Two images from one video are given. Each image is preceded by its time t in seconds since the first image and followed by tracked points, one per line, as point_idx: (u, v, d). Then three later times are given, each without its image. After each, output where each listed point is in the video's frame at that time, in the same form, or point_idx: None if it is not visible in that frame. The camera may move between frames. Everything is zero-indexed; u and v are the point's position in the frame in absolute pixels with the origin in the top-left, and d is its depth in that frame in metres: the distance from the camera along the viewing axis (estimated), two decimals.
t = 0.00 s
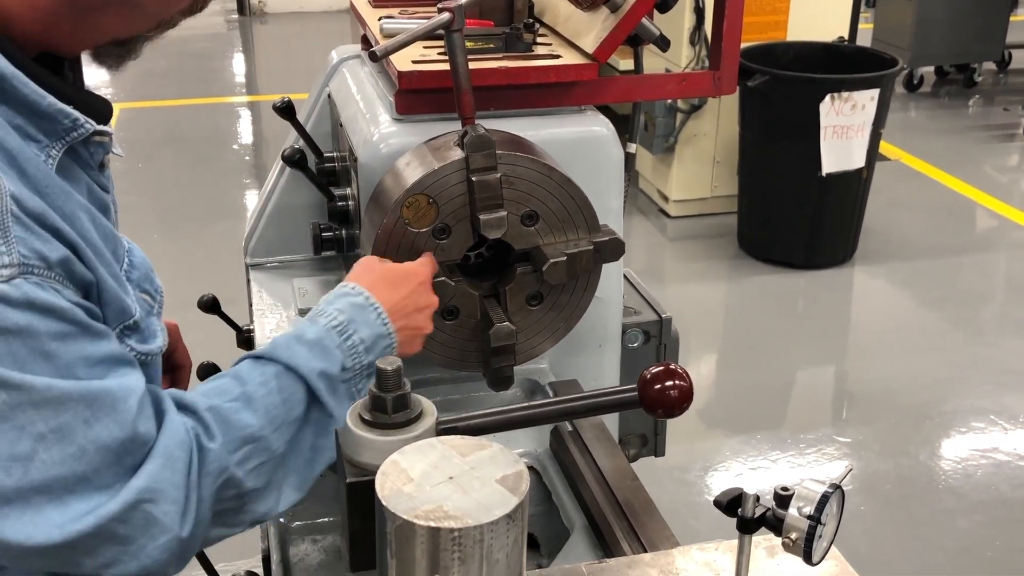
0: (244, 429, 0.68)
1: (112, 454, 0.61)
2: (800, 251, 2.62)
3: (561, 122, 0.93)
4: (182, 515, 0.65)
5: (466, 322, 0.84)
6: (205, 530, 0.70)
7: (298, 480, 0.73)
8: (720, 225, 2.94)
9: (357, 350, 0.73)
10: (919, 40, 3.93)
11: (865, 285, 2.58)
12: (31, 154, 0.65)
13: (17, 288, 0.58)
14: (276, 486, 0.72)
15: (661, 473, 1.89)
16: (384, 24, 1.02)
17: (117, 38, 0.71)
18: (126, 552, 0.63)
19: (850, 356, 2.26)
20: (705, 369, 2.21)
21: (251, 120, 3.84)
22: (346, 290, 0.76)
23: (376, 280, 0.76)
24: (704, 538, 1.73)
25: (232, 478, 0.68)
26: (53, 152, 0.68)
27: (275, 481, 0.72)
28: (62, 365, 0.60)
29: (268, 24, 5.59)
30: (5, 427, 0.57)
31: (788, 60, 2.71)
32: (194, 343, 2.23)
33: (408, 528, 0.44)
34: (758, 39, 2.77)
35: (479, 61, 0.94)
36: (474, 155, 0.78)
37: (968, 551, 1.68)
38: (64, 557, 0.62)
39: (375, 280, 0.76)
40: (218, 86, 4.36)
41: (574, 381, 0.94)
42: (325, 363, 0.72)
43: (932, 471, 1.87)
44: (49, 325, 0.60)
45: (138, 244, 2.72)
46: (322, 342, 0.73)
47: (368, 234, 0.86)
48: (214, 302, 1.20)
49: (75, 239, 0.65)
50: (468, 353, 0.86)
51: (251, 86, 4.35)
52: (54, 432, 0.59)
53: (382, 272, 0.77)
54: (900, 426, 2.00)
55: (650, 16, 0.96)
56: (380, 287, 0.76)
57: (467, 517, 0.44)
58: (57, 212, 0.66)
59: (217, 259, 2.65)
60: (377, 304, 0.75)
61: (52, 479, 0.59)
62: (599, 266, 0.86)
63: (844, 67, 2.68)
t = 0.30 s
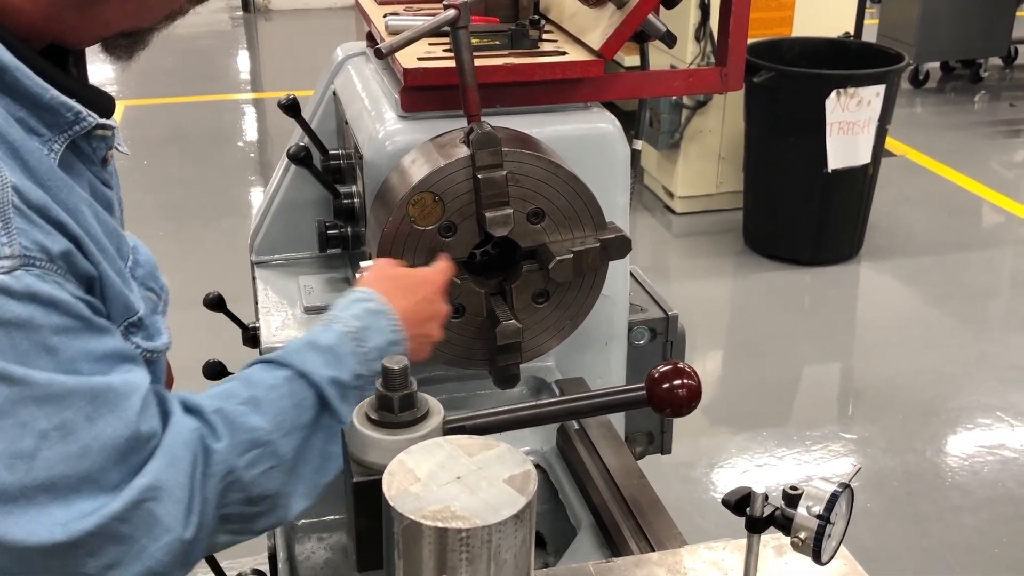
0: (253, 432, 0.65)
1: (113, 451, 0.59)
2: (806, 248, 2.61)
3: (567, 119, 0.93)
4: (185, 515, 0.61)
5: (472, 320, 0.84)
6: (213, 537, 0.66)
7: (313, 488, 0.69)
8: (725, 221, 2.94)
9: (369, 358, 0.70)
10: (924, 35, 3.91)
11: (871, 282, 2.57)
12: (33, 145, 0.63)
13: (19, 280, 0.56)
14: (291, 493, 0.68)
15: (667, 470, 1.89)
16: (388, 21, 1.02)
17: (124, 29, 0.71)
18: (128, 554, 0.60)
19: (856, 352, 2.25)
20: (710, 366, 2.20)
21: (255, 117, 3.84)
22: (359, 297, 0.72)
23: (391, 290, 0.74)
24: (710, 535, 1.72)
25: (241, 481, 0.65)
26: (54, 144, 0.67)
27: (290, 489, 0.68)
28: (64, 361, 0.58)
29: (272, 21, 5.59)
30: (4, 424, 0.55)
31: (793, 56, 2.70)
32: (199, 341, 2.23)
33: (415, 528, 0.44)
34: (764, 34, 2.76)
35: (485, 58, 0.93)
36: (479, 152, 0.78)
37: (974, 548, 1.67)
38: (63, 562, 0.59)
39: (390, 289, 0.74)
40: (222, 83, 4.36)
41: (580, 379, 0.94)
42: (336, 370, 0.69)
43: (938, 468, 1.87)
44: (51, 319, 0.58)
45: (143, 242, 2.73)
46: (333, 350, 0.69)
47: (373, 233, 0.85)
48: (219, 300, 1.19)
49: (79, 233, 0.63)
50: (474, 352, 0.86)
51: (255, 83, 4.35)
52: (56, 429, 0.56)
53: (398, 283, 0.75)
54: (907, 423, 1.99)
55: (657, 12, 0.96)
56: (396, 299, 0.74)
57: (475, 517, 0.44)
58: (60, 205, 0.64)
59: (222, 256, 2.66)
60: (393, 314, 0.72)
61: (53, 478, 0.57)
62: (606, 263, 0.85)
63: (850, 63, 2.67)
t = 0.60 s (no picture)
0: (334, 428, 0.70)
1: (169, 419, 0.63)
2: (811, 247, 2.61)
3: (573, 119, 0.93)
4: (241, 488, 0.66)
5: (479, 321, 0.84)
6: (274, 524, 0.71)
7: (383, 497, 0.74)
8: (730, 220, 2.93)
9: (464, 396, 0.71)
10: (929, 34, 3.91)
11: (877, 281, 2.56)
12: (60, 141, 0.66)
13: (56, 272, 0.60)
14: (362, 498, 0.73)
15: (672, 469, 1.89)
16: (396, 21, 1.02)
17: (134, 30, 0.70)
18: (184, 521, 0.65)
19: (861, 351, 2.24)
20: (715, 365, 2.20)
21: (260, 116, 3.85)
22: (466, 330, 0.74)
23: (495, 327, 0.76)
24: (715, 535, 1.72)
25: (307, 471, 0.70)
26: (75, 141, 0.68)
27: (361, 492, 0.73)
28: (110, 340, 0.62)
29: (277, 20, 5.59)
30: (60, 400, 0.60)
31: (799, 55, 2.69)
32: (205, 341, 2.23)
33: (424, 531, 0.44)
34: (769, 33, 2.76)
35: (492, 58, 0.93)
36: (486, 152, 0.78)
37: (979, 548, 1.67)
38: (118, 525, 0.64)
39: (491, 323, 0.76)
40: (227, 82, 4.36)
41: (586, 380, 0.94)
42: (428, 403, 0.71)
43: (943, 468, 1.86)
44: (91, 304, 0.61)
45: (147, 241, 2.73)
46: (432, 378, 0.71)
47: (380, 233, 0.85)
48: (225, 300, 1.19)
49: (112, 223, 0.66)
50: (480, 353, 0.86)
51: (260, 82, 4.35)
52: (108, 404, 0.61)
53: (499, 318, 0.76)
54: (912, 422, 1.99)
55: (664, 13, 0.95)
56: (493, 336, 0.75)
57: (484, 521, 0.44)
58: (92, 196, 0.66)
59: (227, 256, 2.66)
60: (490, 354, 0.74)
61: (113, 448, 0.61)
62: (612, 264, 0.86)
63: (855, 63, 2.67)
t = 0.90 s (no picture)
0: (359, 406, 0.71)
1: (196, 399, 0.64)
2: (814, 247, 2.61)
3: (576, 119, 0.92)
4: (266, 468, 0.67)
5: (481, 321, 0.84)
6: (302, 505, 0.72)
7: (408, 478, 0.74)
8: (732, 220, 2.93)
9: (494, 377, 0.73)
10: (932, 34, 3.90)
11: (879, 281, 2.56)
12: (80, 136, 0.67)
13: (79, 262, 0.61)
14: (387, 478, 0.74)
15: (674, 469, 1.88)
16: (398, 21, 1.02)
17: (152, 33, 0.71)
18: (210, 501, 0.66)
19: (864, 351, 2.24)
20: (718, 365, 2.20)
21: (263, 116, 3.85)
22: (494, 313, 0.76)
23: (523, 313, 0.78)
24: (717, 535, 1.72)
25: (334, 451, 0.71)
26: (92, 136, 0.69)
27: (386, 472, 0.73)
28: (136, 326, 0.63)
29: (279, 20, 5.59)
30: (85, 384, 0.61)
31: (801, 54, 2.69)
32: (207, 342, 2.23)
33: (426, 532, 0.44)
34: (772, 33, 2.76)
35: (494, 57, 0.93)
36: (489, 152, 0.78)
37: (982, 549, 1.67)
38: (145, 505, 0.65)
39: (520, 310, 0.78)
40: (229, 82, 4.36)
41: (588, 380, 0.93)
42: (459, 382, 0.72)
43: (946, 468, 1.86)
44: (114, 292, 0.62)
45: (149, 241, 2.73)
46: (461, 358, 0.72)
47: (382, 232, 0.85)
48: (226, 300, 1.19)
49: (130, 213, 0.67)
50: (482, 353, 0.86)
51: (263, 82, 4.36)
52: (133, 388, 0.62)
53: (528, 304, 0.78)
54: (915, 422, 1.98)
55: (666, 12, 0.95)
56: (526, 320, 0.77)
57: (486, 522, 0.44)
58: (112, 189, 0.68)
59: (229, 256, 2.66)
60: (519, 336, 0.76)
61: (140, 431, 0.62)
62: (614, 264, 0.86)
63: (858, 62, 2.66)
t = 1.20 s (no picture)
0: (337, 414, 0.69)
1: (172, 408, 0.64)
2: (815, 247, 2.61)
3: (576, 119, 0.92)
4: (245, 478, 0.67)
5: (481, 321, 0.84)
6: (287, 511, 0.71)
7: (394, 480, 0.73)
8: (733, 220, 2.93)
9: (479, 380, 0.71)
10: (933, 34, 3.90)
11: (880, 281, 2.56)
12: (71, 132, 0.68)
13: (64, 257, 0.61)
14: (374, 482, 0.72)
15: (674, 469, 1.88)
16: (398, 20, 1.01)
17: (151, 21, 0.71)
18: (188, 511, 0.66)
19: (864, 351, 2.24)
20: (718, 365, 2.20)
21: (263, 115, 3.85)
22: (469, 309, 0.75)
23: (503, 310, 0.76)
24: (718, 535, 1.72)
25: (318, 457, 0.70)
26: (86, 131, 0.70)
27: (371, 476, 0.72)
28: (116, 326, 0.63)
29: (279, 19, 5.59)
30: (66, 386, 0.61)
31: (802, 54, 2.68)
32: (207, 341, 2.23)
33: (426, 532, 0.44)
34: (772, 32, 2.75)
35: (495, 57, 0.93)
36: (489, 152, 0.78)
37: (983, 549, 1.67)
38: (124, 514, 0.65)
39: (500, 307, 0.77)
40: (229, 81, 4.36)
41: (589, 380, 0.93)
42: (441, 383, 0.72)
43: (946, 468, 1.86)
44: (99, 290, 0.63)
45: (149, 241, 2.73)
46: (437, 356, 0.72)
47: (382, 232, 0.85)
48: (226, 299, 1.19)
49: (119, 211, 0.68)
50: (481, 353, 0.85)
51: (263, 81, 4.36)
52: (113, 393, 0.62)
53: (508, 301, 0.77)
54: (915, 422, 1.98)
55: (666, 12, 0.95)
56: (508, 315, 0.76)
57: (486, 522, 0.44)
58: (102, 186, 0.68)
59: (229, 255, 2.66)
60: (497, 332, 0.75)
61: (117, 437, 0.63)
62: (615, 263, 0.85)
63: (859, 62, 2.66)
